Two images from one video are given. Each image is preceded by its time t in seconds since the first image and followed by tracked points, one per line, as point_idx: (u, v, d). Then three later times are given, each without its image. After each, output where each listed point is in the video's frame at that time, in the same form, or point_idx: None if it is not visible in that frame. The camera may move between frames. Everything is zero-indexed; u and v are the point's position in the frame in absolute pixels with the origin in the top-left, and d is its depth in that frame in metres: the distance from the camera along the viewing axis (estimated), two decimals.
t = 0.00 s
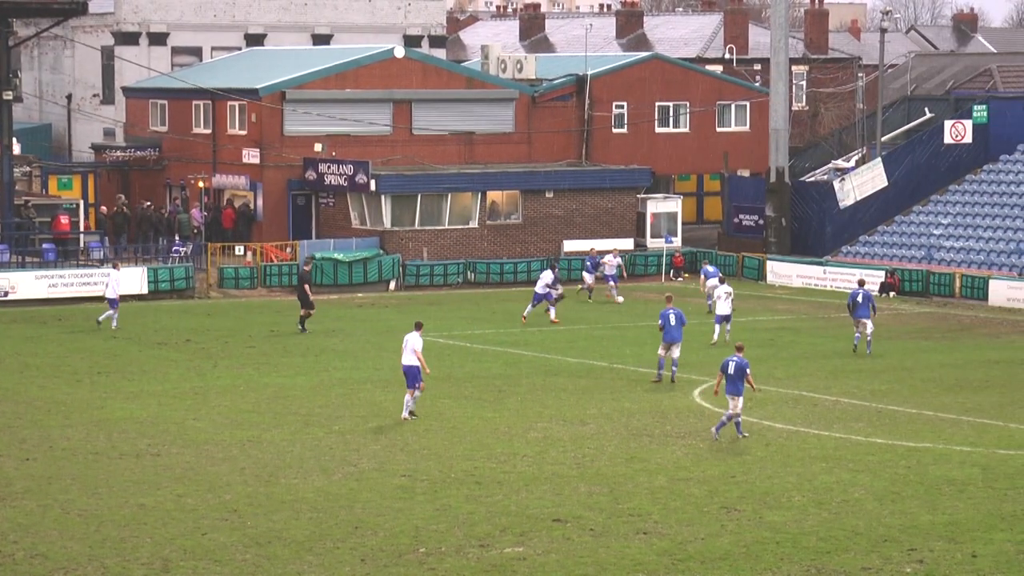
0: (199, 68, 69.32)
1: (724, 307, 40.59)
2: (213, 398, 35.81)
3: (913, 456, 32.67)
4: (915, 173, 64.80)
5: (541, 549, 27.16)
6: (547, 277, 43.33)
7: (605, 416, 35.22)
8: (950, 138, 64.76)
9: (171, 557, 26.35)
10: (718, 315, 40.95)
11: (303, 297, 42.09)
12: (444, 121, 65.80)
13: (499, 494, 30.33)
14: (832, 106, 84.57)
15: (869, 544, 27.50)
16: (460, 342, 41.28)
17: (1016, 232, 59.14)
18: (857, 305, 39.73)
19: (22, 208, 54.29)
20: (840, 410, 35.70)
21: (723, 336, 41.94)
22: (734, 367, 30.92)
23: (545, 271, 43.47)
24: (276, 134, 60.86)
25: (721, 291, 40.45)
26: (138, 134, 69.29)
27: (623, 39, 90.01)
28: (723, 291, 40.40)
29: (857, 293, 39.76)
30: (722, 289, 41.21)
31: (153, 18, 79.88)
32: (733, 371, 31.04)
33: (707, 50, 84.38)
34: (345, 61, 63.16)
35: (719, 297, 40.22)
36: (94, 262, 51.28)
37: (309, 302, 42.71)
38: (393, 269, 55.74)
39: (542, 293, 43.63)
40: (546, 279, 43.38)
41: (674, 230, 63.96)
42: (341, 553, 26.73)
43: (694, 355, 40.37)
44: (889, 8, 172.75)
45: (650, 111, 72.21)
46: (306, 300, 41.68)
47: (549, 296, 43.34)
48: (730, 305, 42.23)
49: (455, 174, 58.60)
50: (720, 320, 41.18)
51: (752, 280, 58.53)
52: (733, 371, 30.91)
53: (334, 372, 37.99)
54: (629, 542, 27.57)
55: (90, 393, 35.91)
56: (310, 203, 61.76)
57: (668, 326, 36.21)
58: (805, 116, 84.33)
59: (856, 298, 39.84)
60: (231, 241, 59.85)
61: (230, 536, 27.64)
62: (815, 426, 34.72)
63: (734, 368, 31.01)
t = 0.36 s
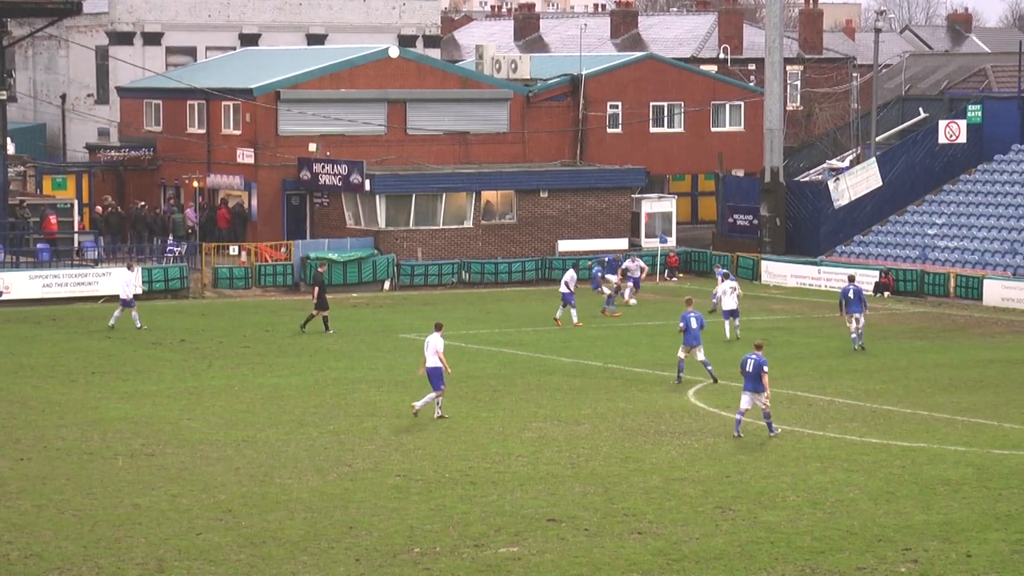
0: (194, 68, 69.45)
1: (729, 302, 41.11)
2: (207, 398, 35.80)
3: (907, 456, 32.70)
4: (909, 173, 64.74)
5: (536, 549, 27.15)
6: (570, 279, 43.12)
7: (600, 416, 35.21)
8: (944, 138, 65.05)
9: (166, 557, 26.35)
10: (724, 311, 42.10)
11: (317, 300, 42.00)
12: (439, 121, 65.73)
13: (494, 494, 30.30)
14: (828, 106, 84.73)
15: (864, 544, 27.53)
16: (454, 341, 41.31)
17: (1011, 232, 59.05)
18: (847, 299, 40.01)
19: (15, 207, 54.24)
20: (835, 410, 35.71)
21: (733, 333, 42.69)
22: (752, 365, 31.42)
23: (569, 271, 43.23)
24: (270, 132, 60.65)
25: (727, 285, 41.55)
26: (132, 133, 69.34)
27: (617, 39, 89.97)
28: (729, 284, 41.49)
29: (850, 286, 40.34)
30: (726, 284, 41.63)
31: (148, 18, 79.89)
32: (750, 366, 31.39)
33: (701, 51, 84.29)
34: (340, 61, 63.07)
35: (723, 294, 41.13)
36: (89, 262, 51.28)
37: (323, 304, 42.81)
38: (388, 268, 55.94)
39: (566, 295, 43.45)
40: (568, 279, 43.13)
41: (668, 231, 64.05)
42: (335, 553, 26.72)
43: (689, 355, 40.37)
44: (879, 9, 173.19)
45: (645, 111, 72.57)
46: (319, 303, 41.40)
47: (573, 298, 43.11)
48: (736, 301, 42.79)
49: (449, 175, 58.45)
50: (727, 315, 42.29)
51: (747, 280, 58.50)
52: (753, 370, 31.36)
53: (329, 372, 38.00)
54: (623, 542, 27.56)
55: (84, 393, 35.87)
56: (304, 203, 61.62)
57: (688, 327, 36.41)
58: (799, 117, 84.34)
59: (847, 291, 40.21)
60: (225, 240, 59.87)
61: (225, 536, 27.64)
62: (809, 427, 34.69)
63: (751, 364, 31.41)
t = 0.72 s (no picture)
0: (187, 68, 69.35)
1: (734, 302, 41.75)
2: (200, 398, 35.81)
3: (901, 456, 32.73)
4: (902, 173, 64.89)
5: (529, 549, 27.16)
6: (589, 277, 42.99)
7: (593, 416, 35.23)
8: (937, 139, 65.11)
9: (159, 557, 26.35)
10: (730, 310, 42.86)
11: (329, 297, 42.17)
12: (433, 120, 65.84)
13: (487, 494, 30.30)
14: (820, 106, 84.92)
15: (857, 544, 27.57)
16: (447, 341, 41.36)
17: (1003, 232, 59.17)
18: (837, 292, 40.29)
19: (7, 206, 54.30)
20: (828, 410, 35.74)
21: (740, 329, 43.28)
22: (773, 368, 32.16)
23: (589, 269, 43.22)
24: (263, 132, 60.81)
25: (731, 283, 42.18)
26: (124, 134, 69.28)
27: (610, 40, 90.09)
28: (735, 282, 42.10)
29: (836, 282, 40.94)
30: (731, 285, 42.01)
31: (141, 18, 79.95)
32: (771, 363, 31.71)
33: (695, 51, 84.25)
34: (333, 61, 63.26)
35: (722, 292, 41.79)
36: (82, 262, 51.44)
37: (334, 303, 42.87)
38: (380, 269, 55.86)
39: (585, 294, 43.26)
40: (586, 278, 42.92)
41: (662, 230, 64.66)
42: (328, 553, 26.73)
43: (683, 355, 40.38)
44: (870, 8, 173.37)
45: (638, 111, 72.37)
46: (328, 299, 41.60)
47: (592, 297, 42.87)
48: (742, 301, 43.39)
49: (442, 175, 58.48)
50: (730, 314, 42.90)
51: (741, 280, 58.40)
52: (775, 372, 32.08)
53: (322, 372, 38.04)
54: (617, 542, 27.57)
55: (77, 394, 35.86)
56: (297, 204, 61.69)
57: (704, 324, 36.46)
58: (792, 117, 84.93)
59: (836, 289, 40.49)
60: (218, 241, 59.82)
61: (218, 536, 27.66)
62: (802, 427, 34.71)
63: (767, 359, 31.51)
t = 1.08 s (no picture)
0: (158, 68, 69.30)
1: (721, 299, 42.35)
2: (171, 399, 35.83)
3: (871, 455, 32.77)
4: (874, 173, 64.97)
5: (500, 549, 27.13)
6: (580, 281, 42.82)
7: (565, 416, 35.25)
8: (908, 139, 65.09)
9: (130, 558, 26.32)
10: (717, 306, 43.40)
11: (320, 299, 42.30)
12: (404, 121, 65.77)
13: (459, 495, 30.25)
14: (791, 107, 84.53)
15: (828, 543, 27.58)
16: (419, 341, 41.48)
17: (973, 232, 59.25)
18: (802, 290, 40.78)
19: None
20: (799, 409, 35.81)
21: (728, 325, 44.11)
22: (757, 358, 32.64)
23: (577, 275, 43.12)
24: (234, 133, 60.91)
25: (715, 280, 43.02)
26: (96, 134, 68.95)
27: (582, 41, 90.55)
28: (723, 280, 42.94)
29: (805, 280, 41.78)
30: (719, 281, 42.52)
31: (112, 18, 79.76)
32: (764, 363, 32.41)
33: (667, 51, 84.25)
34: (304, 62, 63.33)
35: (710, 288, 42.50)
36: (51, 263, 51.41)
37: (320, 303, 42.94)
38: (352, 269, 55.89)
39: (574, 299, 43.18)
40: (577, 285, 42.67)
41: (633, 230, 64.13)
42: (300, 554, 26.71)
43: (655, 355, 40.45)
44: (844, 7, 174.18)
45: (610, 111, 72.13)
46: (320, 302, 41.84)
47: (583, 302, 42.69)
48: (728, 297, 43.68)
49: (414, 176, 58.48)
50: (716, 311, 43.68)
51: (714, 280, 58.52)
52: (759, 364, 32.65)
53: (295, 372, 38.08)
54: (588, 543, 27.54)
55: (48, 395, 35.84)
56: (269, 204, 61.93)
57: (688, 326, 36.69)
58: (764, 117, 84.03)
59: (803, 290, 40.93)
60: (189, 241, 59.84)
61: (189, 537, 27.64)
62: (773, 427, 34.76)
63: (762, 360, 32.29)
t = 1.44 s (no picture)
0: (104, 69, 69.02)
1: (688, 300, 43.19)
2: (118, 399, 35.80)
3: (818, 454, 32.78)
4: (820, 173, 65.11)
5: (447, 549, 26.89)
6: (545, 282, 42.71)
7: (511, 416, 35.30)
8: (854, 139, 65.37)
9: (75, 560, 26.06)
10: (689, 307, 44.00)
11: (287, 301, 42.41)
12: (349, 122, 65.79)
13: (406, 495, 30.03)
14: (739, 107, 85.67)
15: (774, 542, 27.36)
16: (366, 342, 41.73)
17: (919, 232, 59.46)
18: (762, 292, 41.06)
19: None
20: (746, 409, 35.97)
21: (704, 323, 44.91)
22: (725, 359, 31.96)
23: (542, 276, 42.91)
24: (181, 133, 60.49)
25: (682, 283, 43.72)
26: (42, 134, 68.69)
27: (528, 40, 89.58)
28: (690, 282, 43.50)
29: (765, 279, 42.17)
30: (684, 283, 43.45)
31: (58, 18, 79.78)
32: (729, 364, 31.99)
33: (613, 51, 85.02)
34: (249, 61, 62.95)
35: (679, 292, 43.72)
36: None
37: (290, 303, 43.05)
38: (300, 270, 55.61)
39: (539, 301, 43.11)
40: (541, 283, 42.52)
41: (581, 233, 63.82)
42: (246, 555, 26.46)
43: (603, 355, 40.65)
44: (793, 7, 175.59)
45: (557, 111, 73.39)
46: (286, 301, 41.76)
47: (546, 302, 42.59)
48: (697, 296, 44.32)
49: (361, 176, 58.69)
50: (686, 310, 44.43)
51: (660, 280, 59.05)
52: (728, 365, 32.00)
53: (241, 372, 38.16)
54: (535, 543, 27.26)
55: None
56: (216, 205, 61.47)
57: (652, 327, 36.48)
58: (710, 116, 85.03)
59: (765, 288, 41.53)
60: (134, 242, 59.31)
61: (135, 539, 27.39)
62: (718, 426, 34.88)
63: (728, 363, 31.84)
